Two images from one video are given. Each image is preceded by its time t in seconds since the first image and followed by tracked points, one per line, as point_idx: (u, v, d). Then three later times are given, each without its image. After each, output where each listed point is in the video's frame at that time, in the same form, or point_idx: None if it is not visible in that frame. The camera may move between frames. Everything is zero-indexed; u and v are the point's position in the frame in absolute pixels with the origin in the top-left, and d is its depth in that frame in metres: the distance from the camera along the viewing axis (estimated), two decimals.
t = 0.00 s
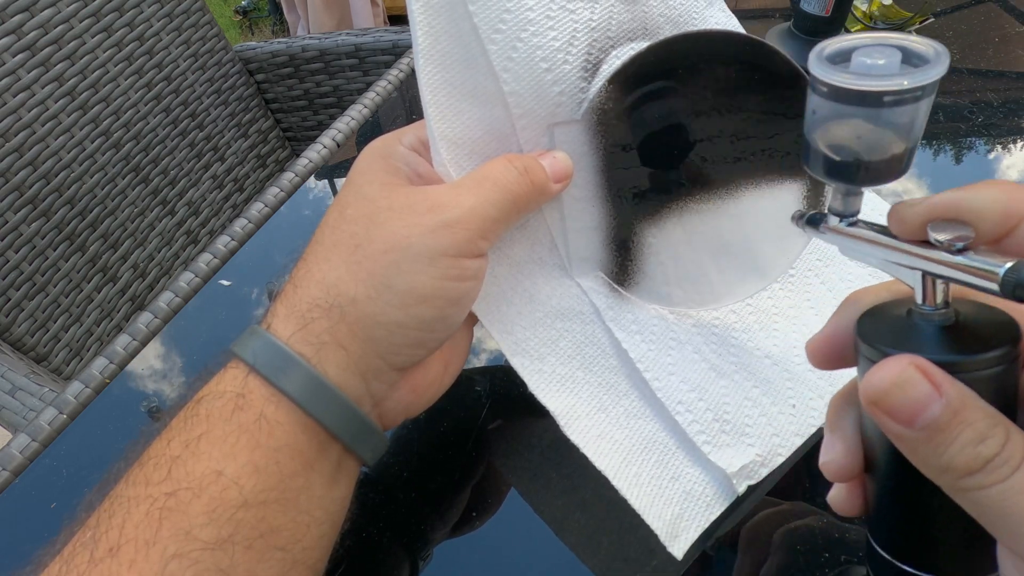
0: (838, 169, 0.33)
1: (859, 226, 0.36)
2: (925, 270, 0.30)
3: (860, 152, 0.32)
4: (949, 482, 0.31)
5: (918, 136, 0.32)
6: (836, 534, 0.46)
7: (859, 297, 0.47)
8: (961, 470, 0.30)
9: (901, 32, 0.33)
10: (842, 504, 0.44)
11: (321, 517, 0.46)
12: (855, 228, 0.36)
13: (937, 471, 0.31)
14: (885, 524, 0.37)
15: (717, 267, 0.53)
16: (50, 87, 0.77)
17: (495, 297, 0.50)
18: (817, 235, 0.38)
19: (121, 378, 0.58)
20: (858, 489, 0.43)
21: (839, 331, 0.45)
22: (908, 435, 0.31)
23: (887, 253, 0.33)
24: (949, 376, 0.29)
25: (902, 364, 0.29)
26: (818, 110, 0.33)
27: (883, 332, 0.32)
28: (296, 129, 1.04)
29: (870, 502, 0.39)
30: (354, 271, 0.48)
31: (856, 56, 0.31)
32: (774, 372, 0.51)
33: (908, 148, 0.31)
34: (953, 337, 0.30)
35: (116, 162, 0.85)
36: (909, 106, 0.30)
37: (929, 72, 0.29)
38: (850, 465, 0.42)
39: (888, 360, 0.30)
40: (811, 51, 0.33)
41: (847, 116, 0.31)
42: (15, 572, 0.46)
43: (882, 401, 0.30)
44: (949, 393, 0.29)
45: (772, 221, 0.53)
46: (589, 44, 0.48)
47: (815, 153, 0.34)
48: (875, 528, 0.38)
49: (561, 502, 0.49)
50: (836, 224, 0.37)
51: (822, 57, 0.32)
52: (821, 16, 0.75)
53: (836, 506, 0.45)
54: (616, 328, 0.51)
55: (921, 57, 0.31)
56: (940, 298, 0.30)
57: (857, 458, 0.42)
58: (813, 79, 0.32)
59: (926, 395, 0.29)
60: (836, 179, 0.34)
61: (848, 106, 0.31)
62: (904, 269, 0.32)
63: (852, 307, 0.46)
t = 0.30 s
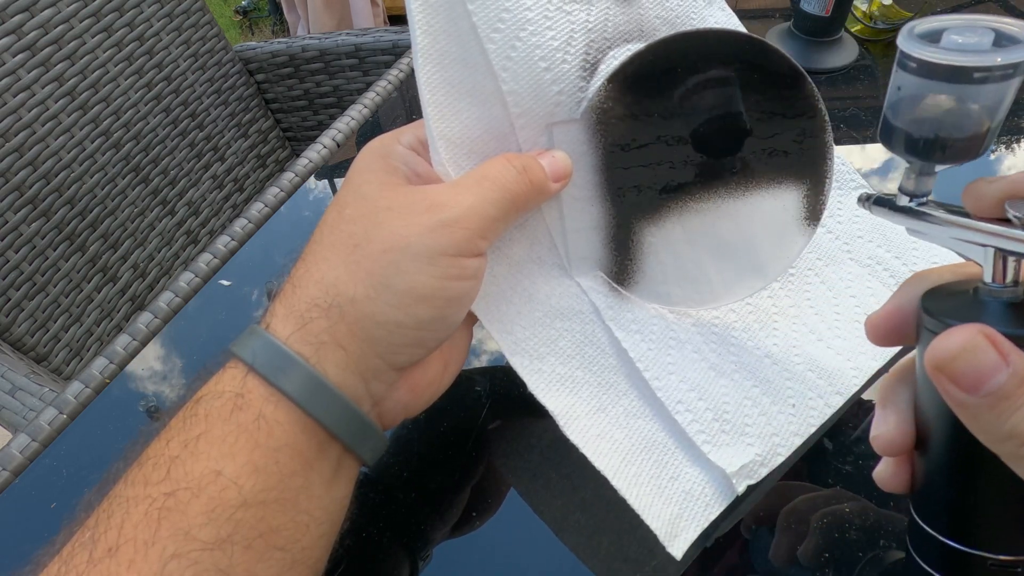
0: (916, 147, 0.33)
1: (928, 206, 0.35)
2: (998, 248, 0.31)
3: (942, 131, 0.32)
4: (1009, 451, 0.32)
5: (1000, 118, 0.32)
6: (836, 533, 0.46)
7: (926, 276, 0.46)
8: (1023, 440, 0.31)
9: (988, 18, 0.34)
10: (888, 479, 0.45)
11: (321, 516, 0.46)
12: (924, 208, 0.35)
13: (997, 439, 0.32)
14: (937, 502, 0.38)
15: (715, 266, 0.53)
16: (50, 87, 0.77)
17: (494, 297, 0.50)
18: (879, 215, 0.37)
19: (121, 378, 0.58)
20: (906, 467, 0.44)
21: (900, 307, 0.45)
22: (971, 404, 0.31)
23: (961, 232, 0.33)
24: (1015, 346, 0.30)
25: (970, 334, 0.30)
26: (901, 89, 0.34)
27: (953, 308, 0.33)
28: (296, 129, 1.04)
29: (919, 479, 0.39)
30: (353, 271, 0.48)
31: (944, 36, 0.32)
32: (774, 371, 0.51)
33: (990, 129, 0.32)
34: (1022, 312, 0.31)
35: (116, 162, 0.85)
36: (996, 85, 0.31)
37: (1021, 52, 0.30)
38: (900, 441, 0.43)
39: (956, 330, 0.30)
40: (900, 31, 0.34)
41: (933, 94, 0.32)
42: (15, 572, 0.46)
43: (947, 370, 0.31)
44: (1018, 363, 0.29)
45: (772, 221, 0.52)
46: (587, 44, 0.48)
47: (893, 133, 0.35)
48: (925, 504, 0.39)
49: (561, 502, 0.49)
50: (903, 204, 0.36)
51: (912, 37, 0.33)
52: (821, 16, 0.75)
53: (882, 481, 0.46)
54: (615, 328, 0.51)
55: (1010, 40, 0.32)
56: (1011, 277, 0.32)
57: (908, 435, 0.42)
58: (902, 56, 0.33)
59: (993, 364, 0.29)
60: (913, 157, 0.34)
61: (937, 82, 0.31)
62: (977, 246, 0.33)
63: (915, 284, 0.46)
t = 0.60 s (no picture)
0: (793, 185, 0.33)
1: (817, 240, 0.35)
2: (880, 287, 0.31)
3: (814, 168, 0.32)
4: (906, 500, 0.31)
5: (869, 148, 0.32)
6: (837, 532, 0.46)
7: (821, 312, 0.45)
8: (917, 489, 0.30)
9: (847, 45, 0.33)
10: (809, 518, 0.45)
11: (321, 516, 0.46)
12: (814, 241, 0.35)
13: (893, 490, 0.31)
14: (850, 540, 0.39)
15: (715, 265, 0.53)
16: (50, 87, 0.77)
17: (495, 296, 0.50)
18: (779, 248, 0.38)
19: (120, 378, 0.58)
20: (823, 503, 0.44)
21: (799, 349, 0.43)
22: (866, 455, 0.31)
23: (846, 268, 0.33)
24: (903, 393, 0.30)
25: (856, 384, 0.29)
26: (770, 127, 0.33)
27: (844, 350, 0.32)
28: (296, 129, 1.04)
29: (835, 513, 0.40)
30: (353, 270, 0.48)
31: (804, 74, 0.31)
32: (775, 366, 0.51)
33: (860, 161, 0.32)
34: (910, 354, 0.31)
35: (116, 162, 0.85)
36: (857, 121, 0.30)
37: (876, 86, 0.30)
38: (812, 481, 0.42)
39: (845, 380, 0.30)
40: (762, 68, 0.33)
41: (799, 133, 0.31)
42: (14, 572, 0.46)
43: (837, 420, 0.30)
44: (904, 411, 0.29)
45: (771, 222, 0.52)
46: (584, 44, 0.48)
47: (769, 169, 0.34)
48: (841, 541, 0.40)
49: (561, 503, 0.49)
50: (795, 238, 0.36)
51: (773, 74, 0.32)
52: (821, 16, 0.75)
53: (804, 520, 0.46)
54: (616, 327, 0.51)
55: (870, 70, 0.31)
56: (897, 313, 0.31)
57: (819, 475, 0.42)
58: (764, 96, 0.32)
59: (881, 413, 0.29)
60: (791, 196, 0.34)
61: (800, 123, 0.31)
62: (863, 284, 0.32)
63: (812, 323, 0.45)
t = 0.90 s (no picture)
0: (729, 207, 0.32)
1: (762, 259, 0.35)
2: (825, 310, 0.30)
3: (749, 189, 0.31)
4: (862, 535, 0.31)
5: (805, 164, 0.32)
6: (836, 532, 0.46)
7: (768, 333, 0.44)
8: (871, 525, 0.30)
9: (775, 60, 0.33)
10: (774, 543, 0.43)
11: (321, 517, 0.46)
12: (759, 261, 0.35)
13: (849, 523, 0.31)
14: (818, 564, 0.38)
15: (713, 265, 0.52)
16: (50, 87, 0.77)
17: (496, 298, 0.51)
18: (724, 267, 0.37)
19: (121, 379, 0.58)
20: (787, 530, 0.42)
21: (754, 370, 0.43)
22: (819, 490, 0.31)
23: (792, 290, 0.32)
24: (853, 424, 0.29)
25: (805, 417, 0.29)
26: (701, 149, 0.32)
27: (794, 376, 0.32)
28: (297, 128, 1.04)
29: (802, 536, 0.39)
30: (353, 271, 0.48)
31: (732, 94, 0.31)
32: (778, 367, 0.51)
33: (796, 178, 0.31)
34: (859, 379, 0.30)
35: (116, 162, 0.85)
36: (791, 138, 0.30)
37: (806, 104, 0.29)
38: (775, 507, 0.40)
39: (795, 412, 0.30)
40: (690, 88, 0.32)
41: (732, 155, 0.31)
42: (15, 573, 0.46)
43: (789, 453, 0.30)
44: (854, 444, 0.29)
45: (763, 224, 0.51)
46: (585, 46, 0.48)
47: (702, 186, 0.33)
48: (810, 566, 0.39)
49: (562, 504, 0.49)
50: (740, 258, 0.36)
51: (703, 94, 0.32)
52: (822, 16, 0.75)
53: (769, 545, 0.43)
54: (619, 327, 0.51)
55: (801, 85, 0.31)
56: (844, 335, 0.30)
57: (779, 501, 0.40)
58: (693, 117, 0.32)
59: (831, 447, 0.29)
60: (729, 218, 0.33)
61: (731, 144, 0.30)
62: (809, 306, 0.32)
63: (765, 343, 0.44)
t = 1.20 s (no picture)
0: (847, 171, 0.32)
1: (869, 226, 0.35)
2: (932, 269, 0.31)
3: (872, 155, 0.31)
4: (953, 475, 0.32)
5: (929, 137, 0.31)
6: (836, 532, 0.46)
7: (869, 297, 0.47)
8: (966, 463, 0.31)
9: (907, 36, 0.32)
10: (851, 497, 0.44)
11: (321, 517, 0.46)
12: (866, 229, 0.35)
13: (941, 465, 0.32)
14: (894, 522, 0.37)
15: (716, 266, 0.53)
16: (50, 87, 0.77)
17: (496, 296, 0.51)
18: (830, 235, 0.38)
19: (121, 379, 0.58)
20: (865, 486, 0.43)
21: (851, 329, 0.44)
22: (914, 430, 0.31)
23: (897, 252, 0.33)
24: (955, 371, 0.30)
25: (906, 360, 0.30)
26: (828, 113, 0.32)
27: (891, 329, 0.33)
28: (297, 129, 1.04)
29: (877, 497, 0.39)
30: (353, 271, 0.48)
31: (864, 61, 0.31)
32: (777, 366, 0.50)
33: (918, 149, 0.31)
34: (961, 334, 0.31)
35: (116, 162, 0.85)
36: (918, 108, 0.29)
37: (939, 74, 0.29)
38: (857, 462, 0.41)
39: (894, 356, 0.31)
40: (821, 55, 0.32)
41: (858, 120, 0.31)
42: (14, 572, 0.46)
43: (888, 395, 0.31)
44: (955, 389, 0.29)
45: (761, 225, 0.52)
46: (583, 45, 0.48)
47: (828, 154, 0.33)
48: (884, 524, 0.38)
49: (563, 503, 0.49)
50: (846, 224, 0.36)
51: (833, 61, 0.32)
52: (821, 16, 0.75)
53: (847, 499, 0.45)
54: (618, 326, 0.51)
55: (931, 60, 0.31)
56: (948, 296, 0.31)
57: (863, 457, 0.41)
58: (824, 82, 0.32)
59: (931, 390, 0.29)
60: (849, 180, 0.33)
61: (860, 109, 0.30)
62: (914, 267, 0.32)
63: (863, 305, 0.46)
